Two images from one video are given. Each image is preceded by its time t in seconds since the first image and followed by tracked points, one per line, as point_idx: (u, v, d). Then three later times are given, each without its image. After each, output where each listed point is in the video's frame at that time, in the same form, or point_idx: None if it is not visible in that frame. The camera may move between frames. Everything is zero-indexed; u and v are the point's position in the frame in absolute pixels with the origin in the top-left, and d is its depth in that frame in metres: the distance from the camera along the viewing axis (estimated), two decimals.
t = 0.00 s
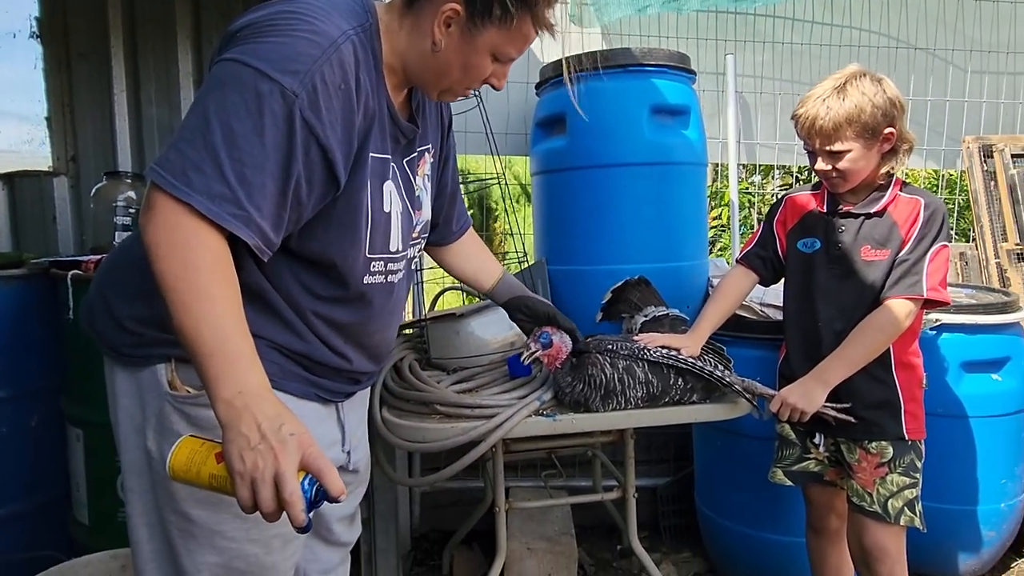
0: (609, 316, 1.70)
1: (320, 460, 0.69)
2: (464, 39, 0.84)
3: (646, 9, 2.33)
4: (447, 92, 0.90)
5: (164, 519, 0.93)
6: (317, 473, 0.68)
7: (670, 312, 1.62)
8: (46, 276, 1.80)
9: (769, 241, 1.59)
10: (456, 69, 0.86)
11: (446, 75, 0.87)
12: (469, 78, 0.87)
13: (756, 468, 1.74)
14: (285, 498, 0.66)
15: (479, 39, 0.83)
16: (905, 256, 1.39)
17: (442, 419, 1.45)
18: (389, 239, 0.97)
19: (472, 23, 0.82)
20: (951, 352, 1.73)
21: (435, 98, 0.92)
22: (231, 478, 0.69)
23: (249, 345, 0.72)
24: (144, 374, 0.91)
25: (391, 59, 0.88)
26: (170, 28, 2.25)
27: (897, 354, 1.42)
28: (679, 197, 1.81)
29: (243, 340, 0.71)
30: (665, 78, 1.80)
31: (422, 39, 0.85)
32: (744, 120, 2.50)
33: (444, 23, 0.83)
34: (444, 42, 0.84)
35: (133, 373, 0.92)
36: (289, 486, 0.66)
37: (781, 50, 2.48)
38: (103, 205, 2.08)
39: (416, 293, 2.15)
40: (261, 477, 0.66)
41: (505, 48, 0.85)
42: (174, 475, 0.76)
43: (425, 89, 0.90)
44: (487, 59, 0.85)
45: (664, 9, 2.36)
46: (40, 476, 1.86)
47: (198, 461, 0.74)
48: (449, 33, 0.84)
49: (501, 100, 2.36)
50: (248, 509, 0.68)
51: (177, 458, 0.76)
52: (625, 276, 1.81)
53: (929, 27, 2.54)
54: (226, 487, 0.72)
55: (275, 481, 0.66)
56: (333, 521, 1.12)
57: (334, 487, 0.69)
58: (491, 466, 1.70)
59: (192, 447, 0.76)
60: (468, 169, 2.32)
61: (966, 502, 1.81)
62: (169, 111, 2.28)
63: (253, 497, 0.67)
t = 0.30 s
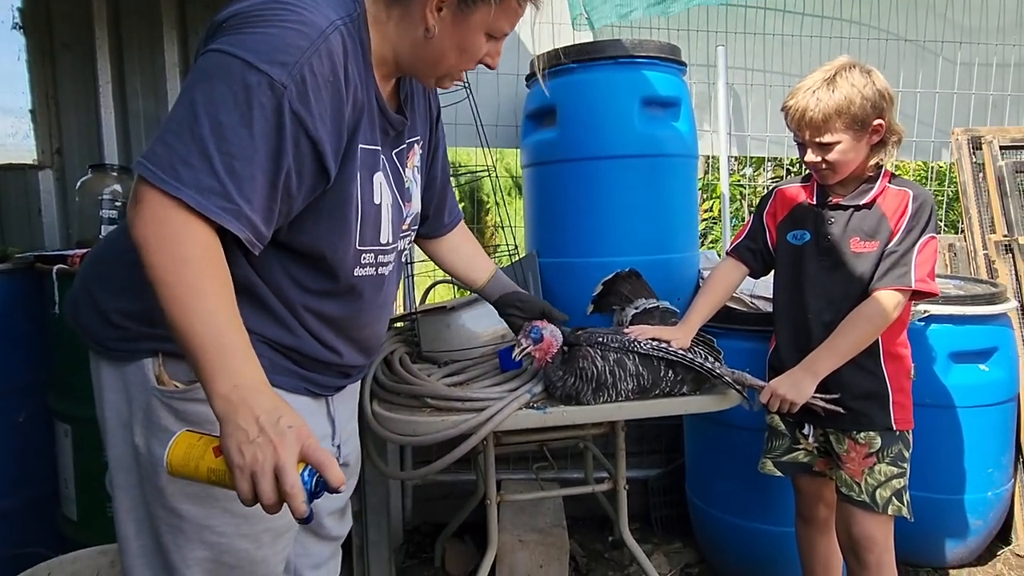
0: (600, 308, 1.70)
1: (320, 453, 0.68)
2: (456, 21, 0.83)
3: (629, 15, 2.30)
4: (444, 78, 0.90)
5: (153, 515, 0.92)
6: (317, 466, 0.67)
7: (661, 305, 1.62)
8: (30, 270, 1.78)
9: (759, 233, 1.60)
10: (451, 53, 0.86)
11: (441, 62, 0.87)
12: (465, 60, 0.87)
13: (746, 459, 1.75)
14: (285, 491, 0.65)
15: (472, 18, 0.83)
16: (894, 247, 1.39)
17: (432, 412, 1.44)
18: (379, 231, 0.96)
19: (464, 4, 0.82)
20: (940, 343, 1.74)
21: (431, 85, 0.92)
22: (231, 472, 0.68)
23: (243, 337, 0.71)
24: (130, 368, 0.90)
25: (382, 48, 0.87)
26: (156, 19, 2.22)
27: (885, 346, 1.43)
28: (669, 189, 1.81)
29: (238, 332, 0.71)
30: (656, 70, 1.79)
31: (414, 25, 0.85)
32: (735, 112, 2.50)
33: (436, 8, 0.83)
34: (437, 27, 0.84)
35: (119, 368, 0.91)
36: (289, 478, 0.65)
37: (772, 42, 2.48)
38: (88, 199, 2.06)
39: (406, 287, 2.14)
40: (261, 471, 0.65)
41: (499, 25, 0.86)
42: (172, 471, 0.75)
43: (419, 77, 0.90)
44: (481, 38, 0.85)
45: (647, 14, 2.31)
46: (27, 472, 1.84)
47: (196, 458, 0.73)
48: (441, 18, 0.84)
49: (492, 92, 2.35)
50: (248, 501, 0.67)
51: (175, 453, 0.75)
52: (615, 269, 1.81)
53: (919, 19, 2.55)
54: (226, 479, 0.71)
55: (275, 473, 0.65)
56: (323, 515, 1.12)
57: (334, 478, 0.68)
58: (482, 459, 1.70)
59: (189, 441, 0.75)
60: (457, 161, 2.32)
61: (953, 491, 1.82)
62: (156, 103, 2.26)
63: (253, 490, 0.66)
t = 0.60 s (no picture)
0: (593, 299, 1.71)
1: (339, 426, 0.68)
2: (454, 4, 0.83)
3: (621, 10, 2.29)
4: (436, 61, 0.90)
5: (153, 507, 0.92)
6: (338, 438, 0.68)
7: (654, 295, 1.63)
8: (20, 263, 1.76)
9: (751, 224, 1.61)
10: (447, 35, 0.86)
11: (437, 44, 0.87)
12: (462, 41, 0.87)
13: (738, 448, 1.76)
14: (308, 463, 0.65)
15: (470, 3, 0.83)
16: (884, 237, 1.41)
17: (427, 402, 1.45)
18: (378, 217, 0.96)
19: None
20: (930, 332, 1.76)
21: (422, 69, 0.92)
22: (251, 450, 0.68)
23: (251, 317, 0.71)
24: (129, 361, 0.90)
25: (377, 33, 0.87)
26: (145, 9, 2.20)
27: (876, 334, 1.45)
28: (662, 180, 1.81)
29: (247, 314, 0.70)
30: (649, 61, 1.80)
31: (411, 7, 0.84)
32: (728, 103, 2.50)
33: None
34: (435, 10, 0.84)
35: (118, 361, 0.91)
36: (311, 452, 0.66)
37: (764, 33, 2.49)
38: (77, 190, 2.04)
39: (400, 279, 2.14)
40: (281, 446, 0.66)
41: (493, 10, 0.86)
42: (187, 454, 0.76)
43: (414, 60, 0.89)
44: (476, 22, 0.85)
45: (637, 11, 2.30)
46: (20, 466, 1.83)
47: (210, 446, 0.74)
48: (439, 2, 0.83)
49: (484, 82, 2.34)
50: (270, 479, 0.67)
51: (189, 437, 0.75)
52: (608, 259, 1.81)
53: (910, 10, 2.56)
54: (244, 458, 0.71)
55: (296, 448, 0.66)
56: (323, 506, 1.12)
57: (355, 451, 0.69)
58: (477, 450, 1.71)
59: (204, 424, 0.76)
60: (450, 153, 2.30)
61: (942, 478, 1.85)
62: (145, 93, 2.24)
63: (275, 466, 0.66)
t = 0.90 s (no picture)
0: (584, 290, 1.71)
1: (423, 363, 0.76)
2: None
3: None
4: (425, 51, 0.89)
5: (150, 499, 0.91)
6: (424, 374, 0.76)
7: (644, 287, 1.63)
8: (4, 256, 1.73)
9: (737, 216, 1.62)
10: (438, 26, 0.85)
11: (427, 33, 0.86)
12: (450, 35, 0.86)
13: (729, 437, 1.77)
14: (409, 401, 0.73)
15: None
16: (868, 227, 1.41)
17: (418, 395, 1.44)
18: (375, 205, 0.96)
19: None
20: (916, 321, 1.77)
21: (413, 59, 0.91)
22: (348, 404, 0.74)
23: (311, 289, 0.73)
24: (124, 354, 0.89)
25: (369, 22, 0.86)
26: None
27: (860, 326, 1.46)
28: (652, 171, 1.81)
29: (296, 306, 0.71)
30: (639, 51, 1.79)
31: None
32: (718, 95, 2.51)
33: None
34: None
35: (113, 354, 0.90)
36: (408, 392, 0.73)
37: (754, 24, 2.50)
38: (61, 182, 2.01)
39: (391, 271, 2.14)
40: (380, 394, 0.72)
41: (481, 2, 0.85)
42: (285, 424, 0.78)
43: (404, 49, 0.89)
44: (466, 13, 0.84)
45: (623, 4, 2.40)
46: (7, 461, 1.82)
47: (305, 415, 0.77)
48: None
49: (474, 73, 2.34)
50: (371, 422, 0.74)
51: (282, 409, 0.77)
52: (599, 251, 1.81)
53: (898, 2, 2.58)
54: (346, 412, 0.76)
55: (392, 391, 0.73)
56: (320, 498, 1.11)
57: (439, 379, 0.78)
58: (467, 441, 1.70)
59: (292, 392, 0.77)
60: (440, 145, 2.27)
61: (927, 466, 1.87)
62: (130, 84, 2.22)
63: (376, 411, 0.73)
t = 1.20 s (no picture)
0: (573, 285, 1.71)
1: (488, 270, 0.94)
2: None
3: None
4: (403, 29, 0.89)
5: (140, 495, 0.90)
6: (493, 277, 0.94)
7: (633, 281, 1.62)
8: None
9: (718, 217, 1.65)
10: None
11: (402, 7, 0.86)
12: (427, 8, 0.85)
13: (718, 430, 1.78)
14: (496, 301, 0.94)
15: None
16: (847, 219, 1.42)
17: (407, 390, 1.43)
18: (371, 196, 0.97)
19: None
20: (901, 314, 1.79)
21: (393, 40, 0.90)
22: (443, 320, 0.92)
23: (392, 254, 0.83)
24: (113, 350, 0.88)
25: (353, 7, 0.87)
26: None
27: (841, 318, 1.47)
28: (640, 165, 1.82)
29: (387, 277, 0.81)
30: (626, 45, 1.79)
31: None
32: (705, 89, 2.51)
33: None
34: None
35: (102, 349, 0.89)
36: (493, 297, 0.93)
37: (741, 18, 2.51)
38: (43, 177, 1.98)
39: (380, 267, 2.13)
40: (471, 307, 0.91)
41: None
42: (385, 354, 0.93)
43: (383, 28, 0.88)
44: None
45: None
46: None
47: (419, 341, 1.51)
48: None
49: (462, 66, 2.33)
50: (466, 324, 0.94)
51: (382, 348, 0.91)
52: (589, 245, 1.82)
53: None
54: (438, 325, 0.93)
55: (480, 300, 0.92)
56: (311, 493, 1.11)
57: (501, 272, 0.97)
58: (456, 435, 1.70)
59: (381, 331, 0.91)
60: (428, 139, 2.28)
61: (911, 456, 1.89)
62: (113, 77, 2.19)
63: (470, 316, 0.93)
